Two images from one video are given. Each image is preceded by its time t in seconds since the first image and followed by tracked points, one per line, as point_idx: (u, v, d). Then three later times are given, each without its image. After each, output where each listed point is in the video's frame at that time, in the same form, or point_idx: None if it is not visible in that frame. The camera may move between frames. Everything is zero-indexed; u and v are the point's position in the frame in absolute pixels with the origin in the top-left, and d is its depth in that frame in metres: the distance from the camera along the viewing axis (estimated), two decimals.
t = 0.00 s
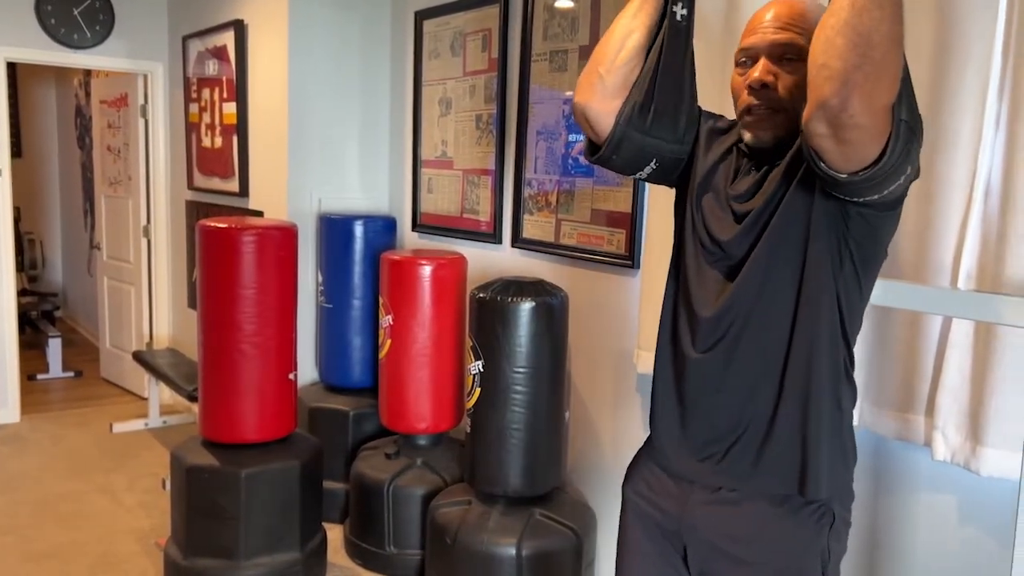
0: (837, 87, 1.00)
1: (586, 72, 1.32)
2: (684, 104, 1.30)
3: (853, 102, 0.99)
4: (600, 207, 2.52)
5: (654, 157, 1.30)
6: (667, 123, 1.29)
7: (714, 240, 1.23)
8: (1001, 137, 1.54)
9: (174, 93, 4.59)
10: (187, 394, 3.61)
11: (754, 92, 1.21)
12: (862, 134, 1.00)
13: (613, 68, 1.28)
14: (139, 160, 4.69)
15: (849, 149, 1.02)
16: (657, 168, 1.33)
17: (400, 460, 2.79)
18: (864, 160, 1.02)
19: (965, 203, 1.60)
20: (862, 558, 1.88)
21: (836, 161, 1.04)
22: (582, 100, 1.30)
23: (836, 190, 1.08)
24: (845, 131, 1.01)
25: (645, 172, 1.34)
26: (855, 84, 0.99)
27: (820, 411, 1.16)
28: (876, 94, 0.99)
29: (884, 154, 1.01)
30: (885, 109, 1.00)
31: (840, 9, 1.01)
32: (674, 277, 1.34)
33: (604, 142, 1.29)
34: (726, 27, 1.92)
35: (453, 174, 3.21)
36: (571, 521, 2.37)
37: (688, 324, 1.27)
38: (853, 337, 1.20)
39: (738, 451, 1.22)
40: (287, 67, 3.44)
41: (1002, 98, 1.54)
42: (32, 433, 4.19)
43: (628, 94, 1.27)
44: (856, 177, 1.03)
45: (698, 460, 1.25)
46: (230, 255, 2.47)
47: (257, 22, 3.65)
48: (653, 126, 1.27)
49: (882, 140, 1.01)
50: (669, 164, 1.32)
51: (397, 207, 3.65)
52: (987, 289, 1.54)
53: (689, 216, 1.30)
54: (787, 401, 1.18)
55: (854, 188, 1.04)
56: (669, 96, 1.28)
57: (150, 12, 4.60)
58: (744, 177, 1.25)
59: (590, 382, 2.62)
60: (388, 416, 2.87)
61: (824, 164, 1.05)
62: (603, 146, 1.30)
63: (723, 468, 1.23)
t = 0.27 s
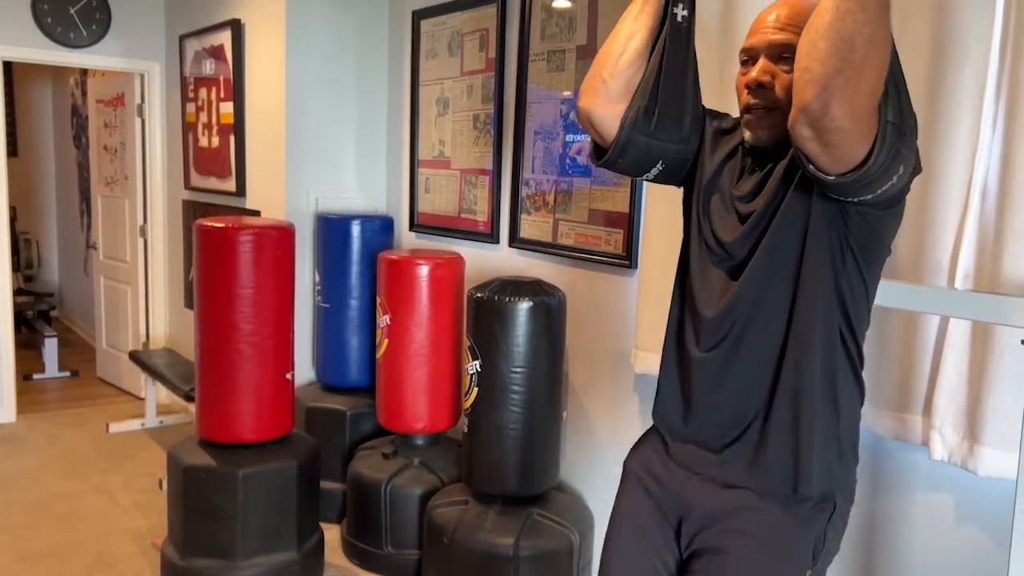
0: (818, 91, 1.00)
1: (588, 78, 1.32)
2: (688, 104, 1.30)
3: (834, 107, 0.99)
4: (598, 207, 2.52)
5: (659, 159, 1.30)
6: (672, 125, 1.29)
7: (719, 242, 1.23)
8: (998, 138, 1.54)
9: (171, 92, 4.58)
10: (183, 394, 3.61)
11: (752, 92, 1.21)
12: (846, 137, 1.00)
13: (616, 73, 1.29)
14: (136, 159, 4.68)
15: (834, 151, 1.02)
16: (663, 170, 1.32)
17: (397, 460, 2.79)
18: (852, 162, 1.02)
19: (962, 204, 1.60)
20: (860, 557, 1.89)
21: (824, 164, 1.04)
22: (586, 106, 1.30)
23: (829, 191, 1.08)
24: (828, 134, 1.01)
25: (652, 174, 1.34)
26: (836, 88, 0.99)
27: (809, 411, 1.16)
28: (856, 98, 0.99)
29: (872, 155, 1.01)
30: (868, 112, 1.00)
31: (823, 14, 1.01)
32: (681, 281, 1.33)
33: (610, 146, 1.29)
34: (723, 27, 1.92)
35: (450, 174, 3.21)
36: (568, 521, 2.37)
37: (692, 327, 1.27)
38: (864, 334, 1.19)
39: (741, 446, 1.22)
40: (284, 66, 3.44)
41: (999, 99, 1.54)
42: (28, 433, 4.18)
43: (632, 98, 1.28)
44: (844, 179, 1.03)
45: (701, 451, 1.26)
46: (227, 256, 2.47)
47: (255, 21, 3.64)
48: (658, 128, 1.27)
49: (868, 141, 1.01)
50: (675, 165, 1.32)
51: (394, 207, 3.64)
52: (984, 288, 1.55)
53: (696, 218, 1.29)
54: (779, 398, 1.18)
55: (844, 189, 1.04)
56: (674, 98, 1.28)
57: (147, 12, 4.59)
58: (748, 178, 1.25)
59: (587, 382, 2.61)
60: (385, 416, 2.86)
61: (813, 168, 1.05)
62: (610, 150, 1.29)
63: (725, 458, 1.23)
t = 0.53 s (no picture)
0: (838, 104, 1.00)
1: (602, 84, 1.32)
2: (706, 105, 1.30)
3: (857, 118, 0.99)
4: (598, 207, 2.52)
5: (679, 161, 1.30)
6: (691, 127, 1.29)
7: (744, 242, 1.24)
8: (1000, 140, 1.55)
9: (168, 91, 4.57)
10: (182, 394, 3.60)
11: (774, 86, 1.22)
12: (870, 146, 1.01)
13: (631, 79, 1.28)
14: (133, 158, 4.67)
15: (858, 159, 1.02)
16: (682, 171, 1.33)
17: (396, 460, 2.78)
18: (876, 167, 1.03)
19: (964, 204, 1.60)
20: (861, 555, 1.89)
21: (848, 169, 1.04)
22: (603, 114, 1.30)
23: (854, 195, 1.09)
24: (852, 144, 1.01)
25: (671, 176, 1.34)
26: (858, 99, 0.99)
27: (832, 412, 1.16)
28: (878, 109, 1.00)
29: (896, 158, 1.02)
30: (889, 120, 1.01)
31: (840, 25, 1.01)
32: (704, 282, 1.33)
33: (630, 151, 1.29)
34: (726, 27, 1.92)
35: (450, 174, 3.21)
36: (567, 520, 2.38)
37: (718, 325, 1.27)
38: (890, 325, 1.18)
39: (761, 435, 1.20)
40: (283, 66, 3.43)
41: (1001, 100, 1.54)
42: (25, 433, 4.17)
43: (649, 103, 1.28)
44: (869, 184, 1.04)
45: (724, 431, 1.23)
46: (227, 255, 2.46)
47: (253, 20, 3.64)
48: (677, 132, 1.27)
49: (891, 147, 1.02)
50: (695, 166, 1.32)
51: (393, 206, 3.64)
52: (986, 288, 1.55)
53: (718, 216, 1.29)
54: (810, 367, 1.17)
55: (869, 193, 1.05)
56: (691, 99, 1.28)
57: (144, 10, 4.58)
58: (771, 174, 1.25)
59: (586, 382, 2.61)
60: (384, 416, 2.86)
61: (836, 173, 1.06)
62: (630, 155, 1.29)
63: (743, 446, 1.20)
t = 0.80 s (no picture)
0: (852, 122, 1.06)
1: (622, 103, 1.47)
2: (724, 101, 1.37)
3: (871, 135, 1.05)
4: (599, 207, 2.52)
5: (704, 158, 1.39)
6: (712, 125, 1.37)
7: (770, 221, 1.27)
8: (1004, 142, 1.55)
9: (166, 91, 4.56)
10: (181, 394, 3.59)
11: (802, 50, 1.30)
12: (887, 155, 1.06)
13: (646, 95, 1.42)
14: (131, 158, 4.66)
15: (875, 166, 1.08)
16: (709, 167, 1.42)
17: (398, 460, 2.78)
18: (896, 169, 1.08)
19: (967, 205, 1.60)
20: (863, 555, 1.89)
21: (868, 174, 1.09)
22: (624, 132, 1.45)
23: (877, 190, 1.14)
24: (868, 156, 1.07)
25: (700, 172, 1.43)
26: (870, 116, 1.05)
27: (854, 321, 1.18)
28: (891, 122, 1.05)
29: (915, 160, 1.06)
30: (903, 129, 1.06)
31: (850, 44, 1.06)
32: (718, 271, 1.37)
33: (655, 159, 1.42)
34: (729, 28, 1.92)
35: (450, 174, 3.21)
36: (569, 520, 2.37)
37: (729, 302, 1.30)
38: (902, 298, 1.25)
39: (775, 346, 1.21)
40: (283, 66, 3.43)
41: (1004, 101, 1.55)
42: (23, 433, 4.16)
43: (666, 114, 1.41)
44: (890, 185, 1.09)
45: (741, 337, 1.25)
46: (230, 255, 2.46)
47: (253, 20, 3.63)
48: (698, 133, 1.37)
49: (909, 149, 1.07)
50: (720, 160, 1.41)
51: (393, 206, 3.64)
52: (990, 288, 1.56)
53: (736, 200, 1.34)
54: (845, 287, 1.20)
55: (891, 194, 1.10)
56: (709, 98, 1.37)
57: (142, 10, 4.56)
58: (794, 135, 1.31)
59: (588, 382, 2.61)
60: (387, 416, 2.87)
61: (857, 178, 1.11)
62: (655, 163, 1.42)
63: (767, 346, 1.22)
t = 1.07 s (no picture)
0: (848, 125, 1.06)
1: (619, 104, 1.49)
2: (721, 105, 1.40)
3: (865, 138, 1.06)
4: (598, 207, 2.52)
5: (701, 164, 1.40)
6: (710, 129, 1.39)
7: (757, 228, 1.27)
8: (1004, 144, 1.56)
9: (163, 91, 4.55)
10: (178, 395, 3.58)
11: (797, 63, 1.29)
12: (880, 160, 1.06)
13: (644, 98, 1.45)
14: (128, 158, 4.64)
15: (868, 170, 1.08)
16: (705, 174, 1.42)
17: (395, 461, 2.78)
18: (888, 174, 1.07)
19: (967, 206, 1.61)
20: (863, 555, 1.90)
21: (860, 178, 1.10)
22: (621, 133, 1.47)
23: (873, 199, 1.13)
24: (861, 160, 1.07)
25: (695, 178, 1.44)
26: (865, 120, 1.05)
27: (848, 314, 1.18)
28: (887, 127, 1.05)
29: (906, 166, 1.05)
30: (900, 132, 1.06)
31: (850, 46, 1.07)
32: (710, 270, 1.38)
33: (653, 162, 1.43)
34: (730, 30, 1.92)
35: (448, 174, 3.20)
36: (568, 521, 2.37)
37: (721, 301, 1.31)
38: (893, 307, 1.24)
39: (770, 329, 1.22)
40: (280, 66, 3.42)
41: (1004, 103, 1.55)
42: (18, 434, 4.14)
43: (662, 116, 1.43)
44: (882, 191, 1.08)
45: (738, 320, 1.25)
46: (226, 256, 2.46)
47: (250, 19, 3.62)
48: (696, 136, 1.38)
49: (901, 153, 1.06)
50: (716, 167, 1.41)
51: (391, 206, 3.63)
52: (990, 289, 1.56)
53: (728, 200, 1.35)
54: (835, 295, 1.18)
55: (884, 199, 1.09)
56: (706, 102, 1.39)
57: (138, 10, 4.55)
58: (790, 148, 1.31)
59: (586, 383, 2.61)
60: (383, 417, 2.85)
61: (849, 182, 1.11)
62: (651, 166, 1.44)
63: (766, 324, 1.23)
